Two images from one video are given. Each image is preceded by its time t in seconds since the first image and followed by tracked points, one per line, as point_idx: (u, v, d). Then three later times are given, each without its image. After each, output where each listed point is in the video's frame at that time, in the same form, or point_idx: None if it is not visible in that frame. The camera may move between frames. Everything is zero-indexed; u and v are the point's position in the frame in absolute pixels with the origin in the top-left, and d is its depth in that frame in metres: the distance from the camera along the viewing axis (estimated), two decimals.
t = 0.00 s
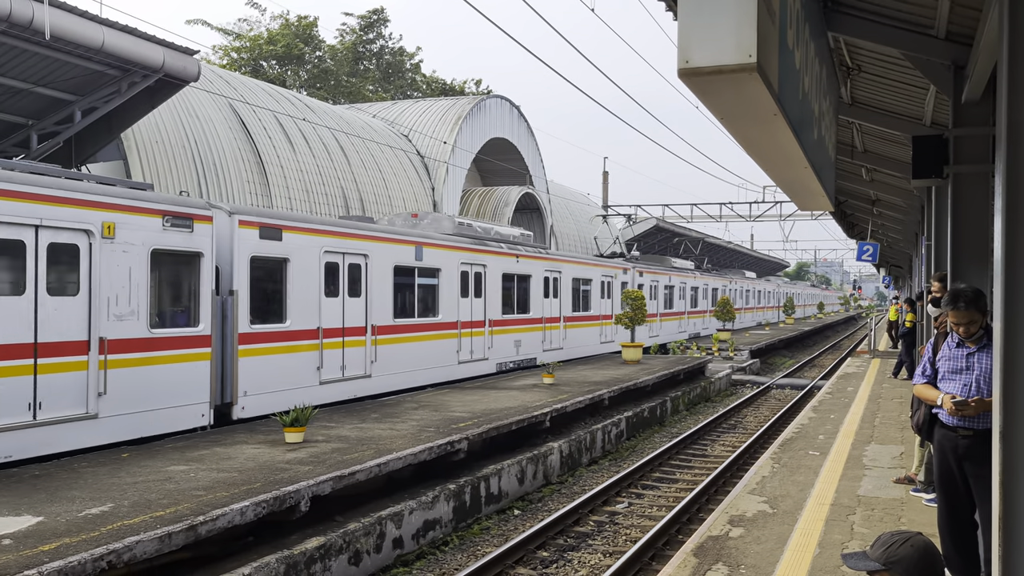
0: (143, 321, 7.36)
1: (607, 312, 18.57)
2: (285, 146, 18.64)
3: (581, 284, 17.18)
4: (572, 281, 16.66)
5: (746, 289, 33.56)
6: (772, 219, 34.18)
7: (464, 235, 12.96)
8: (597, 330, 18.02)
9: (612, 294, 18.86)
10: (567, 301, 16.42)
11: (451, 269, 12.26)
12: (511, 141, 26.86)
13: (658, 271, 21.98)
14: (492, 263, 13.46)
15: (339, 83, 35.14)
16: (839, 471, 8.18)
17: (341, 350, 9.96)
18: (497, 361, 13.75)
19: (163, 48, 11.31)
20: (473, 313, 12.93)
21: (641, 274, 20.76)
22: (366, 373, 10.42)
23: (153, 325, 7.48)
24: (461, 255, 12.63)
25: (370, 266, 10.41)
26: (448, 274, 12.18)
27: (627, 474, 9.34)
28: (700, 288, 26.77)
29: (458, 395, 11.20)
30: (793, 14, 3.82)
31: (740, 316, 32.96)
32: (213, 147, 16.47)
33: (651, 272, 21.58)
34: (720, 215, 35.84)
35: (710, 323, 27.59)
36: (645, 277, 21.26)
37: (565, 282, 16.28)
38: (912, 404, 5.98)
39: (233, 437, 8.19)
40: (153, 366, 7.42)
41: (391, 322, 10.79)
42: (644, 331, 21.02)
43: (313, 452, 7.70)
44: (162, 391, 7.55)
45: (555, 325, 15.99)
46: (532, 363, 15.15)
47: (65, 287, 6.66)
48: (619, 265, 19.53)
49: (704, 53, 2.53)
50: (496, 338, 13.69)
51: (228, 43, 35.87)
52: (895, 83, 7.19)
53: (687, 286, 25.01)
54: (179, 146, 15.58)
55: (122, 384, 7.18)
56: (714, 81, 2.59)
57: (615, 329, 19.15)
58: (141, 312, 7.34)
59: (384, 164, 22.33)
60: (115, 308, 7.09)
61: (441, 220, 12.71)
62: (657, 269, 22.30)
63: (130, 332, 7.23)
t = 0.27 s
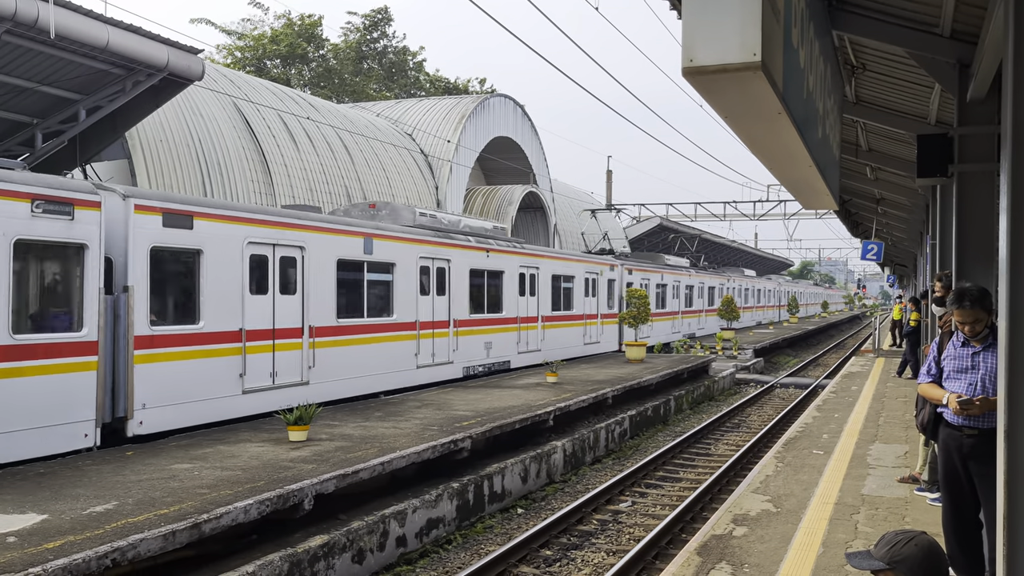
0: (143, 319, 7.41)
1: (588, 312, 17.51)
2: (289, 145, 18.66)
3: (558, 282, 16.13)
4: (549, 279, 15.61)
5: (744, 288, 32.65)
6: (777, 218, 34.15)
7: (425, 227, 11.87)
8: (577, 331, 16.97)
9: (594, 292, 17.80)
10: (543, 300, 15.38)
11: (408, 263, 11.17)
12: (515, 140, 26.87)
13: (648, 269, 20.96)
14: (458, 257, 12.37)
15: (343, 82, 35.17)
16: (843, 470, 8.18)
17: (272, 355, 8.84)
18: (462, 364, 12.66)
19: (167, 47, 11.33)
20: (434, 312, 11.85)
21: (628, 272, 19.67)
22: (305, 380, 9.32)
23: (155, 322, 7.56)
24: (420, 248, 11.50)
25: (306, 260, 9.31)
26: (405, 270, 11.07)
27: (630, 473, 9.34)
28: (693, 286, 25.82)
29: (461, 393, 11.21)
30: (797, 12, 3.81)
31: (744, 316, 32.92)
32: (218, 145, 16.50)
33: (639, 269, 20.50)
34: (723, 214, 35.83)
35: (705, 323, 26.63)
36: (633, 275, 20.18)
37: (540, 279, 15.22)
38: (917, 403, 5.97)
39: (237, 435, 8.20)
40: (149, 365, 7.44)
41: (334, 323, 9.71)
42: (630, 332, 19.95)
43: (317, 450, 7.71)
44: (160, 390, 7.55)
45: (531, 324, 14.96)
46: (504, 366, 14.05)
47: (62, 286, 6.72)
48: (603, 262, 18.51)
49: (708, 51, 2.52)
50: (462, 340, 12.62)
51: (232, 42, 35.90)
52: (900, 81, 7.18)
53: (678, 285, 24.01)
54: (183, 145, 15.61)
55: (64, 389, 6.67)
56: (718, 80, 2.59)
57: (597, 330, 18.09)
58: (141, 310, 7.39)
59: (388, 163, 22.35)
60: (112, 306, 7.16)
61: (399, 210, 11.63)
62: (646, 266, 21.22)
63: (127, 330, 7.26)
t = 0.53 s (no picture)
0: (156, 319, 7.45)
1: (568, 311, 16.42)
2: (292, 144, 18.66)
3: (535, 280, 15.00)
4: (524, 277, 14.48)
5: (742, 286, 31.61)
6: (779, 217, 34.12)
7: (377, 219, 10.68)
8: (556, 332, 15.88)
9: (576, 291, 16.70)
10: (518, 299, 14.22)
11: (354, 259, 10.00)
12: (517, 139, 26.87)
13: (637, 266, 19.80)
14: (414, 253, 11.19)
15: (345, 82, 35.18)
16: (846, 469, 8.17)
17: (284, 354, 8.93)
18: (420, 370, 11.43)
19: (170, 47, 11.34)
20: (387, 313, 10.69)
21: (615, 268, 18.52)
22: (221, 392, 8.14)
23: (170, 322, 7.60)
24: (398, 245, 10.87)
25: (313, 262, 9.34)
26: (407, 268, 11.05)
27: (633, 472, 9.34)
28: (686, 284, 24.74)
29: (464, 392, 11.21)
30: (800, 11, 3.80)
31: (747, 314, 32.89)
32: (220, 144, 16.49)
33: (627, 265, 19.34)
34: (726, 213, 35.81)
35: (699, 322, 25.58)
36: (621, 273, 19.02)
37: (515, 277, 14.11)
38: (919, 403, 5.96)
39: (240, 434, 8.21)
40: (160, 364, 7.47)
41: (259, 326, 8.57)
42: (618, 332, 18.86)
43: (319, 449, 7.71)
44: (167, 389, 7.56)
45: (505, 326, 13.88)
46: (472, 372, 12.90)
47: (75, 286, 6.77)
48: (586, 258, 17.40)
49: (711, 50, 2.52)
50: (420, 344, 11.44)
51: (234, 42, 35.91)
52: (903, 80, 7.16)
53: (669, 284, 22.87)
54: (186, 144, 15.61)
55: (28, 392, 6.35)
56: (721, 78, 2.58)
57: (579, 331, 16.99)
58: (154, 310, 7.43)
59: (391, 162, 22.35)
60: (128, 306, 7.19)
61: (349, 199, 10.48)
62: (634, 263, 20.07)
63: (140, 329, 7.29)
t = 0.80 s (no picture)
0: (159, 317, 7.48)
1: (546, 312, 15.41)
2: (296, 143, 18.68)
3: (508, 279, 13.97)
4: (495, 275, 13.45)
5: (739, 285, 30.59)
6: (784, 216, 34.08)
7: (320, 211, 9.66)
8: (531, 335, 14.83)
9: (553, 290, 15.71)
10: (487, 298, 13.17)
11: (360, 259, 10.07)
12: (521, 138, 26.88)
13: (624, 263, 18.80)
14: (417, 252, 11.22)
15: (349, 81, 35.19)
16: (850, 469, 8.16)
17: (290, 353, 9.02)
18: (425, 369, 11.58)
19: (174, 46, 11.36)
20: (329, 314, 9.65)
21: (600, 266, 17.51)
22: (174, 399, 7.65)
23: (173, 320, 7.66)
24: (402, 245, 10.89)
25: (318, 262, 9.39)
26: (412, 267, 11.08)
27: (636, 471, 9.33)
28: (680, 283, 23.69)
29: (468, 392, 11.21)
30: (805, 9, 3.80)
31: (751, 314, 32.87)
32: (224, 144, 16.52)
33: (613, 262, 18.35)
34: (730, 212, 35.78)
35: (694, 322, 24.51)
36: (607, 270, 18.01)
37: (485, 276, 13.09)
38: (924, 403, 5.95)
39: (244, 433, 8.22)
40: (162, 362, 7.50)
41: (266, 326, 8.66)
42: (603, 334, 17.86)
43: (323, 448, 7.72)
44: (164, 387, 7.55)
45: (472, 328, 12.84)
46: (431, 379, 11.83)
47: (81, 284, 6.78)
48: (568, 256, 16.44)
49: (715, 50, 2.52)
50: (369, 350, 10.38)
51: (238, 41, 35.94)
52: (908, 78, 7.15)
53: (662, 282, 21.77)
54: (190, 143, 15.64)
55: (31, 391, 6.37)
56: (725, 76, 2.58)
57: (558, 333, 15.98)
58: (158, 309, 7.47)
59: (395, 161, 22.35)
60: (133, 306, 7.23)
61: (289, 187, 9.47)
62: (623, 260, 19.07)
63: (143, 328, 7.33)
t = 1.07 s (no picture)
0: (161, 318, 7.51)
1: (520, 313, 14.30)
2: (299, 143, 18.69)
3: (476, 277, 12.85)
4: (460, 273, 12.32)
5: (737, 284, 29.52)
6: (787, 215, 34.04)
7: (245, 198, 8.60)
8: (504, 337, 13.73)
9: (529, 289, 14.56)
10: (450, 299, 12.04)
11: (366, 259, 10.12)
12: (524, 137, 26.88)
13: (608, 259, 17.67)
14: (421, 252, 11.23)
15: (352, 80, 35.20)
16: (854, 468, 8.15)
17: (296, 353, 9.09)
18: (430, 369, 11.68)
19: (178, 46, 11.39)
20: (336, 314, 9.74)
21: (582, 263, 16.49)
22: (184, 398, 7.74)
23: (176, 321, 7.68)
24: (405, 244, 10.91)
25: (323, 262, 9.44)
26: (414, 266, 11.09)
27: (640, 471, 9.33)
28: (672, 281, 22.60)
29: (471, 391, 11.22)
30: (808, 8, 3.80)
31: (754, 313, 32.84)
32: (228, 143, 16.55)
33: (597, 259, 17.26)
34: (734, 211, 35.76)
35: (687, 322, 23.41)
36: (590, 267, 16.95)
37: (448, 273, 11.96)
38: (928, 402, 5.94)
39: (248, 432, 8.23)
40: (164, 363, 7.52)
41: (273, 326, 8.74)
42: (584, 334, 16.85)
43: (327, 448, 7.72)
44: (166, 386, 7.55)
45: (432, 330, 11.72)
46: (383, 388, 10.68)
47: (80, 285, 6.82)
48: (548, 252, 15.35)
49: (719, 49, 2.52)
50: (375, 349, 10.48)
51: (242, 40, 35.98)
52: (912, 77, 7.14)
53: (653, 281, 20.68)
54: (194, 142, 15.67)
55: (34, 392, 6.40)
56: (728, 76, 2.59)
57: (534, 335, 14.88)
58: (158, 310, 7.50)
59: (399, 160, 22.35)
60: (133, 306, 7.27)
61: (211, 171, 8.38)
62: (609, 256, 18.01)
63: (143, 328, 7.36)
